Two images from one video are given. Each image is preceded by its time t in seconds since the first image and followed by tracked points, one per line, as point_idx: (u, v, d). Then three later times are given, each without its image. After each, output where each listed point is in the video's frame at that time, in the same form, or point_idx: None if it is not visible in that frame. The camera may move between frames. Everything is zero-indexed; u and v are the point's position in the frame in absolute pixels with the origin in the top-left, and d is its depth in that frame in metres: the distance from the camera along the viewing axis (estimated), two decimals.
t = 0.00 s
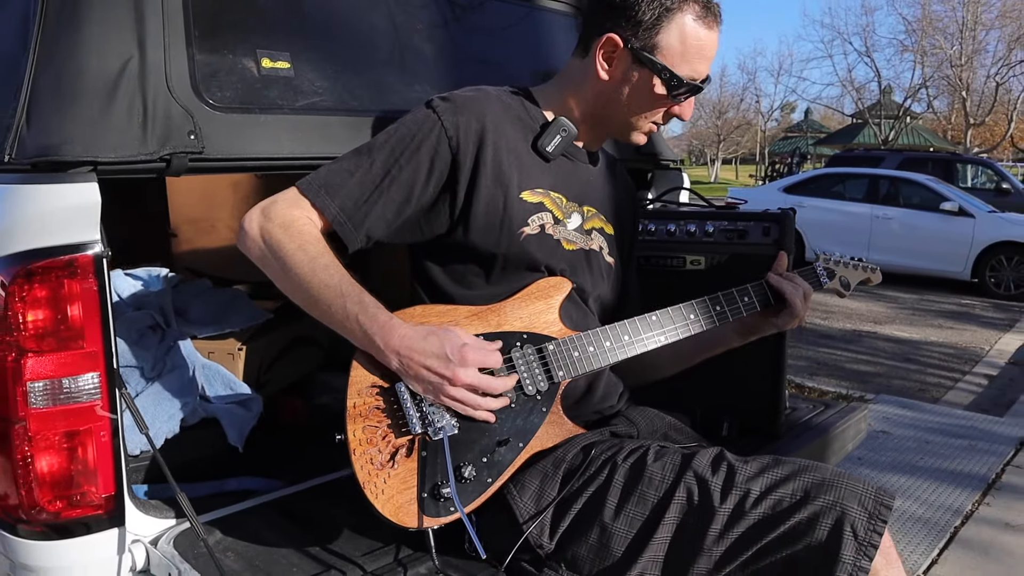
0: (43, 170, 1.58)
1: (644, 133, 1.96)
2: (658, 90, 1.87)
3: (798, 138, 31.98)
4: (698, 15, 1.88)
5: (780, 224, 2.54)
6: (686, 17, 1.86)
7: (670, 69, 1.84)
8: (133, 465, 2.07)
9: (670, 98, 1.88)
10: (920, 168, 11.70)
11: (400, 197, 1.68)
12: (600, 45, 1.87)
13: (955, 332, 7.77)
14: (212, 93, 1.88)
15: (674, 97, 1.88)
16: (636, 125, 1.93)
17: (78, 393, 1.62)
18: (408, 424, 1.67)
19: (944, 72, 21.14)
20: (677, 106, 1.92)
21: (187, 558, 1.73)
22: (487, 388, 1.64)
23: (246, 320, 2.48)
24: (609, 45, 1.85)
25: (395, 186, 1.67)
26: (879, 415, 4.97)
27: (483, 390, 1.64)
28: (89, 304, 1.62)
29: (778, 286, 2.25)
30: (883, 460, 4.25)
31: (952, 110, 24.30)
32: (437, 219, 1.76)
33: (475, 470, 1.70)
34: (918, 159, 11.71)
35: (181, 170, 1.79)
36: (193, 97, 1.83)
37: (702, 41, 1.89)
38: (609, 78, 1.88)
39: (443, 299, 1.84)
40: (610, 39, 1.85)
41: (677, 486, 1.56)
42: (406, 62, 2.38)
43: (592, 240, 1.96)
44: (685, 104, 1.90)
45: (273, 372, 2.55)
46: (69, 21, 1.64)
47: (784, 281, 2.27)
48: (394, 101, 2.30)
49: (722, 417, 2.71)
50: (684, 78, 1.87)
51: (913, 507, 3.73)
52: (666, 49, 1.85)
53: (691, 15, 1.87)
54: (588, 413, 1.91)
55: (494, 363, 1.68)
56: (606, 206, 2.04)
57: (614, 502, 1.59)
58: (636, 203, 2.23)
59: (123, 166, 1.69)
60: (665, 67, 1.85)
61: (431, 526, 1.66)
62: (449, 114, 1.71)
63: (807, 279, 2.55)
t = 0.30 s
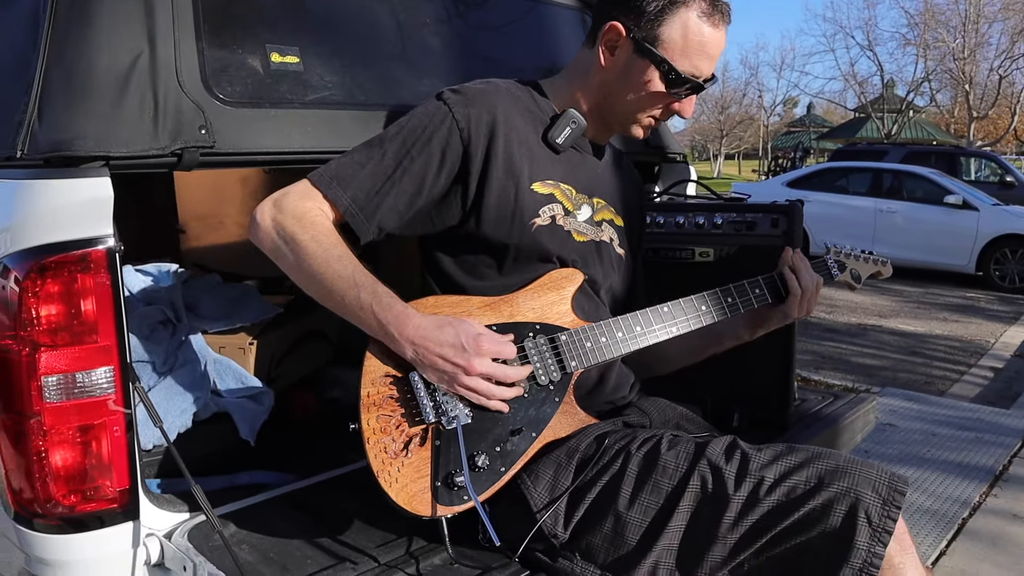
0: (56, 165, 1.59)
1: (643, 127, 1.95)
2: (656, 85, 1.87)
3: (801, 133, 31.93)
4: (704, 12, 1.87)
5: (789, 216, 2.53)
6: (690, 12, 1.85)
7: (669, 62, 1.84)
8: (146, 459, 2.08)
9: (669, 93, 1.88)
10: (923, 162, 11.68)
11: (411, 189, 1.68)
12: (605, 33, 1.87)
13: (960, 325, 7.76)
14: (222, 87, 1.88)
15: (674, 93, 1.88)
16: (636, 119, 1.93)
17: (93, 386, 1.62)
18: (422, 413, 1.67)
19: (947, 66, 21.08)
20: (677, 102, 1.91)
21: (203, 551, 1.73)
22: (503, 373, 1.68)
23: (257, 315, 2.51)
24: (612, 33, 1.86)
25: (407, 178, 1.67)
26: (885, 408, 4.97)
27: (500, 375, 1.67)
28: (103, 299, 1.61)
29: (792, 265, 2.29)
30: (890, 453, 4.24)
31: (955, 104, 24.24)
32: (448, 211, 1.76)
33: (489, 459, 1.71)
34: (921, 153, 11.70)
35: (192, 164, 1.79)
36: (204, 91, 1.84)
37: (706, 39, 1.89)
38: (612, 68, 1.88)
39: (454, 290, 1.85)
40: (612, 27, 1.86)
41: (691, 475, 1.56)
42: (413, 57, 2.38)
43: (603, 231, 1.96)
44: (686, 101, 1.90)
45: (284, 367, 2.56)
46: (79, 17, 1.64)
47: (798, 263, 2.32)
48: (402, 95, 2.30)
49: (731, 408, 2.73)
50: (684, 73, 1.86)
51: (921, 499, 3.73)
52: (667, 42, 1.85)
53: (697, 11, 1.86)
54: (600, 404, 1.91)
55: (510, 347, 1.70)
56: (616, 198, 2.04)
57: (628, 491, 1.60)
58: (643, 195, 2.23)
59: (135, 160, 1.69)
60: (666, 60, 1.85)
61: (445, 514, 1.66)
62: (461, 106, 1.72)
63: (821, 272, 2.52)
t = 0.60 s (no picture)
0: (72, 156, 1.58)
1: (661, 114, 1.90)
2: (673, 70, 1.81)
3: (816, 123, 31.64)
4: None
5: (809, 203, 2.52)
6: None
7: (686, 47, 1.78)
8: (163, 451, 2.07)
9: (686, 80, 1.82)
10: (940, 150, 11.53)
11: (446, 179, 1.69)
12: (621, 18, 1.83)
13: (980, 316, 7.66)
14: (238, 76, 1.86)
15: (692, 81, 1.82)
16: (653, 107, 1.88)
17: (111, 377, 1.61)
18: (441, 401, 1.66)
19: (965, 54, 20.81)
20: (695, 90, 1.85)
21: (222, 542, 1.73)
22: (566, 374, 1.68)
23: (275, 306, 2.48)
24: (628, 19, 1.81)
25: (442, 170, 1.68)
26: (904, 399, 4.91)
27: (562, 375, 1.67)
28: (121, 290, 1.59)
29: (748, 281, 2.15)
30: (910, 444, 4.19)
31: (972, 92, 23.93)
32: (477, 196, 1.76)
33: (508, 448, 1.69)
34: (938, 142, 11.55)
35: (209, 154, 1.78)
36: (220, 80, 1.82)
37: (723, 23, 1.82)
38: (630, 53, 1.84)
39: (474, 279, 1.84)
40: (629, 13, 1.81)
41: (716, 465, 1.54)
42: (430, 45, 2.34)
43: (625, 220, 1.94)
44: (704, 89, 1.84)
45: (301, 358, 2.55)
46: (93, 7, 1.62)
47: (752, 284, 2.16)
48: (419, 83, 2.27)
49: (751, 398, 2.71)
50: (702, 59, 1.80)
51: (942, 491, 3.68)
52: (684, 27, 1.79)
53: None
54: (622, 394, 1.90)
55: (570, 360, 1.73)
56: (637, 186, 2.02)
57: (651, 482, 1.57)
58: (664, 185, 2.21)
59: (150, 150, 1.68)
60: (683, 45, 1.79)
61: (463, 503, 1.65)
62: (487, 93, 1.72)
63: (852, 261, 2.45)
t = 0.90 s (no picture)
0: (88, 138, 1.55)
1: (689, 108, 1.86)
2: (704, 61, 1.77)
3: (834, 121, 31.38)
4: None
5: (834, 201, 2.46)
6: None
7: (718, 37, 1.73)
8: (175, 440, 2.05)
9: (717, 71, 1.77)
10: (960, 152, 11.38)
11: (473, 171, 1.65)
12: (652, 7, 1.79)
13: (999, 319, 7.55)
14: (257, 61, 1.83)
15: (724, 74, 1.77)
16: (681, 100, 1.83)
17: (123, 363, 1.58)
18: (457, 400, 1.62)
19: (988, 54, 20.55)
20: (725, 83, 1.80)
21: (233, 533, 1.70)
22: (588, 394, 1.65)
23: (288, 294, 2.48)
24: (660, 8, 1.78)
25: (469, 162, 1.64)
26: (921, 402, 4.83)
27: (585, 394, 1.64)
28: (133, 275, 1.56)
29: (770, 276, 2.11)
30: (926, 448, 4.12)
31: (994, 93, 23.64)
32: (501, 186, 1.72)
33: (526, 448, 1.66)
34: (958, 143, 11.40)
35: (225, 139, 1.74)
36: (238, 65, 1.78)
37: (757, 15, 1.78)
38: (659, 44, 1.80)
39: (494, 272, 1.80)
40: (661, 2, 1.77)
41: (738, 468, 1.50)
42: (452, 33, 2.29)
43: (648, 216, 1.89)
44: (735, 82, 1.80)
45: (314, 349, 2.52)
46: None
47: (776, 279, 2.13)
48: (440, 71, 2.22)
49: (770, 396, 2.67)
50: (734, 51, 1.75)
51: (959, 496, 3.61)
52: (716, 17, 1.74)
53: None
54: (642, 391, 1.86)
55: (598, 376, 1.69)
56: (661, 180, 1.97)
57: (671, 484, 1.53)
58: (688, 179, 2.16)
59: (167, 134, 1.65)
60: (714, 36, 1.74)
61: (480, 503, 1.62)
62: (514, 82, 1.67)
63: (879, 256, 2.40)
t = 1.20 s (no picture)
0: (93, 132, 1.54)
1: (700, 102, 1.82)
2: (716, 54, 1.73)
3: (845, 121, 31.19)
4: None
5: (849, 198, 2.42)
6: None
7: (730, 30, 1.69)
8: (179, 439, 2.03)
9: (729, 64, 1.73)
10: (973, 152, 11.27)
11: (480, 166, 1.63)
12: None
13: (1013, 321, 7.46)
14: (264, 55, 1.79)
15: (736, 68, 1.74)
16: (693, 94, 1.79)
17: (127, 360, 1.56)
18: (463, 399, 1.59)
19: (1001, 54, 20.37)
20: (738, 76, 1.76)
21: (237, 533, 1.68)
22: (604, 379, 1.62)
23: (295, 292, 2.46)
24: None
25: (476, 157, 1.62)
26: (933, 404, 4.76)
27: (601, 380, 1.62)
28: (138, 271, 1.54)
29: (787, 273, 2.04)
30: (939, 451, 4.05)
31: (1008, 92, 23.43)
32: (509, 181, 1.69)
33: (533, 449, 1.62)
34: (971, 142, 11.28)
35: (232, 134, 1.71)
36: (245, 58, 1.74)
37: (771, 8, 1.73)
38: (671, 37, 1.77)
39: (502, 269, 1.77)
40: None
41: (751, 471, 1.47)
42: (463, 27, 2.25)
43: (659, 213, 1.85)
44: (748, 76, 1.76)
45: (320, 347, 2.49)
46: None
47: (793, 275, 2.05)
48: (450, 67, 2.17)
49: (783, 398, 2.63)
50: (748, 43, 1.71)
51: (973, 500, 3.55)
52: (729, 9, 1.70)
53: None
54: (653, 391, 1.83)
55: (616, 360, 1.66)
56: (673, 177, 1.94)
57: (682, 486, 1.50)
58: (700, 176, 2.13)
59: (173, 128, 1.62)
60: (727, 28, 1.70)
61: (485, 505, 1.58)
62: (523, 76, 1.65)
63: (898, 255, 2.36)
